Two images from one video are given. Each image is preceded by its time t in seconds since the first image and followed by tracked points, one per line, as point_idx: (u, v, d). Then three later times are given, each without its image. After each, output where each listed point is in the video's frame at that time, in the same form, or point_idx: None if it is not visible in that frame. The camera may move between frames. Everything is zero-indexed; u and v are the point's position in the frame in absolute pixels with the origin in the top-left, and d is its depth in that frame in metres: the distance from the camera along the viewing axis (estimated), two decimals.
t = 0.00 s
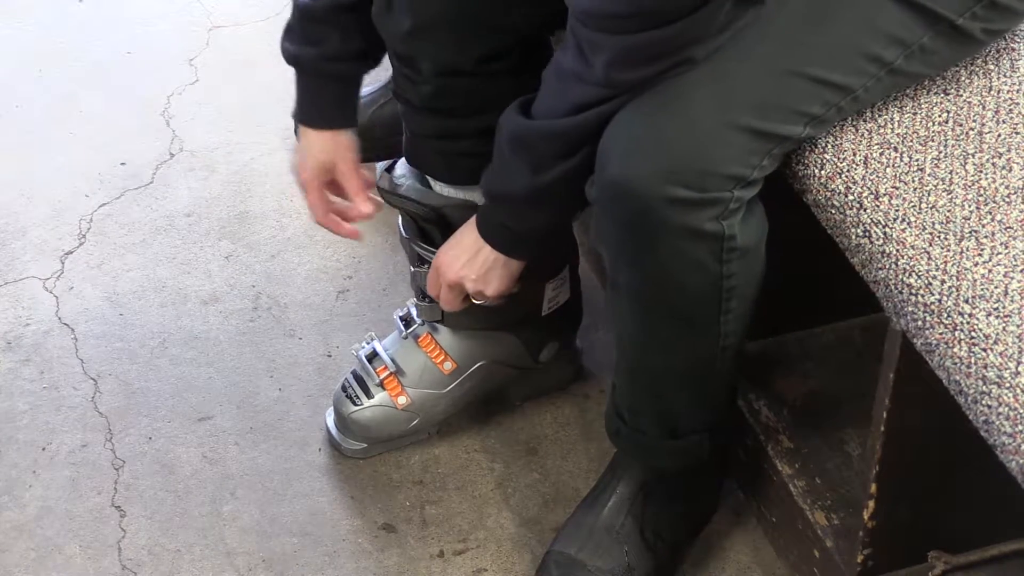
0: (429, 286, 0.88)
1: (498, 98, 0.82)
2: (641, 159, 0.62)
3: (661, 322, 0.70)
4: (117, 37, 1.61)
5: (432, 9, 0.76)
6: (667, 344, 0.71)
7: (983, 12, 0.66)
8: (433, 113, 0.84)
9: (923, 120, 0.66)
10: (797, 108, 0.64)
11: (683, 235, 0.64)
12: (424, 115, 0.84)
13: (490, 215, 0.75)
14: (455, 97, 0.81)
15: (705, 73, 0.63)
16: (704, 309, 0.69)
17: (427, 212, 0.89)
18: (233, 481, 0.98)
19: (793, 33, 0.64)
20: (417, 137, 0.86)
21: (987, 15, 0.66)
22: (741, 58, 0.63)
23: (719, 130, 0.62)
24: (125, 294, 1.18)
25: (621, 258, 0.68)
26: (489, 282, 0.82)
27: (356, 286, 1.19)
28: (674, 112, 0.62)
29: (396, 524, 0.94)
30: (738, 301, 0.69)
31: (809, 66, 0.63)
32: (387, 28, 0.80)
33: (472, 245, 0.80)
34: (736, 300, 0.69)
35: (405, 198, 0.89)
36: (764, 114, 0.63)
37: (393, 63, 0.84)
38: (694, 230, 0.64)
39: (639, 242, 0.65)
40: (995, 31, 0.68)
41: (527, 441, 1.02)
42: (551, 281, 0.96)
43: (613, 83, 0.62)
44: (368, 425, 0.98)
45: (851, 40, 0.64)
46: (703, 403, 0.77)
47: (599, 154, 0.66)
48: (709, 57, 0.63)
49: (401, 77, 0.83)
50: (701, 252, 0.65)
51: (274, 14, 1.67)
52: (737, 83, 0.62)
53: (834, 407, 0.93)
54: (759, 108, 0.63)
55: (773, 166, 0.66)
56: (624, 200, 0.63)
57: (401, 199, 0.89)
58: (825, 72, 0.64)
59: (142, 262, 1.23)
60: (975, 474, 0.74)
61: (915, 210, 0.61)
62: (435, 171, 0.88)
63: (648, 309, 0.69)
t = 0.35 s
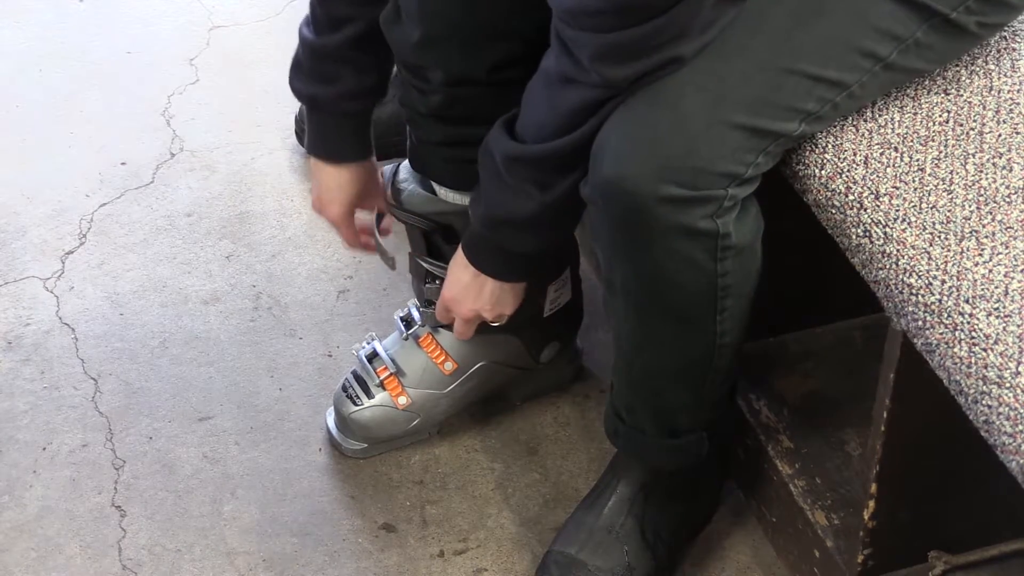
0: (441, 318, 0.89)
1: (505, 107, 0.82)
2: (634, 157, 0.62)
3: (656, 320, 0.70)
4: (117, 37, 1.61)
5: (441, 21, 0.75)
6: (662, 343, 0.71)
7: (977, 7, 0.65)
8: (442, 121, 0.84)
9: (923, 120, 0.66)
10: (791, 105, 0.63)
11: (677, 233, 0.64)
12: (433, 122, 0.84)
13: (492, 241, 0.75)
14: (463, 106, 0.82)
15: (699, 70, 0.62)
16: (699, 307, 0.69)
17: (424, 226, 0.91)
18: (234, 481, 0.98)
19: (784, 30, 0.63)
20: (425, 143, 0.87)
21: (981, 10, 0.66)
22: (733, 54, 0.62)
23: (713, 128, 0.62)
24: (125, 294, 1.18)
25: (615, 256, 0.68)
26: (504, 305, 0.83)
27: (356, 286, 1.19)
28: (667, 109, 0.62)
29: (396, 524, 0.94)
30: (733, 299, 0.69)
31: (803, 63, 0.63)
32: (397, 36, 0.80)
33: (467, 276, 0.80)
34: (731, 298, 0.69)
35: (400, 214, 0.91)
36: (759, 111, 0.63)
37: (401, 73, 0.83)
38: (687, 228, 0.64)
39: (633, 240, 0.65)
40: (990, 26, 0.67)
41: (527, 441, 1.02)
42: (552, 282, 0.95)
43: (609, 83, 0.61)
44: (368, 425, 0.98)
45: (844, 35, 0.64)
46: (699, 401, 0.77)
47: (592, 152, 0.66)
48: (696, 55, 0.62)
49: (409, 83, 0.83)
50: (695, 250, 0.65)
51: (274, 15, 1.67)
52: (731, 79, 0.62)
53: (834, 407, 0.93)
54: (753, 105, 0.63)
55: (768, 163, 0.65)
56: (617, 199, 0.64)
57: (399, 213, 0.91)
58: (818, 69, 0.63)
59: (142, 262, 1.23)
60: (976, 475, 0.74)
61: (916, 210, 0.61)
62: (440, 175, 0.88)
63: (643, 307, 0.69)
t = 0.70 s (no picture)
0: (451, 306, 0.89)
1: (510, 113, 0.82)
2: (618, 154, 0.62)
3: (643, 316, 0.70)
4: (109, 37, 1.61)
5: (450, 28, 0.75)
6: (650, 339, 0.71)
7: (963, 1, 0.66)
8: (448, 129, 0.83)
9: (915, 117, 0.66)
10: (776, 100, 0.63)
11: (662, 229, 0.64)
12: (437, 129, 0.84)
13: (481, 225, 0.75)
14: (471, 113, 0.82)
15: (682, 64, 0.62)
16: (686, 303, 0.69)
17: (422, 228, 0.90)
18: (227, 481, 0.98)
19: (770, 24, 0.62)
20: (430, 150, 0.86)
21: (967, 4, 0.66)
22: (718, 49, 0.62)
23: (697, 124, 0.62)
24: (117, 295, 1.18)
25: (602, 252, 0.68)
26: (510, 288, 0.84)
27: (349, 286, 1.19)
28: (651, 105, 0.62)
29: (389, 523, 0.94)
30: (721, 294, 0.69)
31: (787, 57, 0.63)
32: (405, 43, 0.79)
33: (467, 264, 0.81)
34: (718, 293, 0.69)
35: (399, 216, 0.90)
36: (744, 106, 0.63)
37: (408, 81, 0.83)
38: (673, 224, 0.64)
39: (620, 237, 0.65)
40: (978, 19, 0.68)
41: (520, 440, 1.02)
42: (546, 282, 0.95)
43: (591, 61, 0.61)
44: (361, 425, 0.97)
45: (829, 30, 0.63)
46: (689, 398, 0.77)
47: (578, 149, 0.66)
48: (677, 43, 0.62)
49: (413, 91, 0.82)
50: (681, 245, 0.65)
51: (266, 15, 1.66)
52: (716, 74, 0.62)
53: (826, 405, 0.93)
54: (738, 100, 0.62)
55: (755, 158, 0.65)
56: (603, 195, 0.64)
57: (395, 215, 0.91)
58: (803, 63, 0.63)
59: (135, 262, 1.23)
60: (970, 474, 0.73)
61: (907, 207, 0.61)
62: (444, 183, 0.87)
63: (631, 304, 0.69)
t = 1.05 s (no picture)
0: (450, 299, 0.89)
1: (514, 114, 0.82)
2: (618, 153, 0.62)
3: (643, 316, 0.70)
4: (110, 37, 1.61)
5: (456, 29, 0.75)
6: (650, 338, 0.71)
7: None
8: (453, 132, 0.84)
9: (916, 117, 0.66)
10: (776, 98, 0.63)
11: (662, 228, 0.64)
12: (441, 131, 0.84)
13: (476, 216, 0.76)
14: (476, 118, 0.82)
15: (681, 63, 0.62)
16: (687, 302, 0.69)
17: (424, 226, 0.89)
18: (228, 481, 0.98)
19: (770, 21, 0.62)
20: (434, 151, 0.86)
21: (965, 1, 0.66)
22: (717, 47, 0.62)
23: (697, 122, 0.62)
24: (118, 294, 1.18)
25: (602, 251, 0.68)
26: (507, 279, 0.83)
27: (350, 286, 1.19)
28: (651, 103, 0.62)
29: (390, 523, 0.94)
30: (721, 293, 0.70)
31: (787, 55, 0.63)
32: (410, 45, 0.80)
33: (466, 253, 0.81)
34: (719, 292, 0.69)
35: (400, 213, 0.90)
36: (743, 104, 0.63)
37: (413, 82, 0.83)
38: (673, 223, 0.64)
39: (620, 236, 0.65)
40: (977, 17, 0.68)
41: (521, 440, 1.02)
42: (547, 281, 0.95)
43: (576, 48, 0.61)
44: (362, 424, 0.97)
45: (828, 28, 0.63)
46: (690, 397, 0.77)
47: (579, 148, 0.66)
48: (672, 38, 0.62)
49: (418, 91, 0.83)
50: (681, 244, 0.65)
51: (267, 15, 1.67)
52: (716, 73, 0.62)
53: (827, 405, 0.93)
54: (737, 98, 0.62)
55: (754, 157, 0.65)
56: (603, 194, 0.64)
57: (396, 212, 0.90)
58: (802, 61, 0.63)
59: (136, 262, 1.23)
60: (971, 474, 0.73)
61: (908, 207, 0.61)
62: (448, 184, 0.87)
63: (631, 304, 0.69)
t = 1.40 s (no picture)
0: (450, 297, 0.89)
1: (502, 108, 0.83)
2: (620, 153, 0.63)
3: (646, 316, 0.70)
4: (110, 37, 1.61)
5: (444, 18, 0.77)
6: (652, 338, 0.71)
7: None
8: (439, 123, 0.84)
9: (916, 117, 0.66)
10: (778, 98, 0.63)
11: (665, 227, 0.64)
12: (429, 123, 0.85)
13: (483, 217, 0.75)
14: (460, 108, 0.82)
15: (682, 63, 0.62)
16: (690, 302, 0.69)
17: (417, 219, 0.89)
18: (228, 481, 0.98)
19: (770, 22, 0.62)
20: (422, 143, 0.86)
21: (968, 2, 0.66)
22: (719, 48, 0.62)
23: (700, 122, 0.62)
24: (118, 294, 1.18)
25: (605, 251, 0.68)
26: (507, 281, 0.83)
27: (350, 286, 1.19)
28: (653, 103, 0.62)
29: (391, 523, 0.94)
30: (724, 293, 0.69)
31: (788, 55, 0.62)
32: (397, 36, 0.81)
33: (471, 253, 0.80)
34: (722, 292, 0.69)
35: (391, 206, 0.90)
36: (745, 104, 0.63)
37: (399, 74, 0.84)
38: (676, 223, 0.64)
39: (623, 236, 0.65)
40: (979, 17, 0.68)
41: (521, 440, 1.02)
42: (546, 280, 0.95)
43: (577, 45, 0.60)
44: (363, 424, 0.97)
45: (830, 27, 0.63)
46: (692, 398, 0.77)
47: (582, 147, 0.66)
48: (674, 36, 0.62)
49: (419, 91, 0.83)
50: (684, 244, 0.65)
51: (267, 14, 1.66)
52: (718, 73, 0.62)
53: (827, 405, 0.93)
54: (739, 99, 0.62)
55: (757, 157, 0.65)
56: (605, 194, 0.64)
57: (388, 206, 0.90)
58: (804, 61, 0.63)
59: (136, 262, 1.23)
60: (972, 474, 0.73)
61: (908, 208, 0.61)
62: (438, 177, 0.87)
63: (634, 304, 0.69)
